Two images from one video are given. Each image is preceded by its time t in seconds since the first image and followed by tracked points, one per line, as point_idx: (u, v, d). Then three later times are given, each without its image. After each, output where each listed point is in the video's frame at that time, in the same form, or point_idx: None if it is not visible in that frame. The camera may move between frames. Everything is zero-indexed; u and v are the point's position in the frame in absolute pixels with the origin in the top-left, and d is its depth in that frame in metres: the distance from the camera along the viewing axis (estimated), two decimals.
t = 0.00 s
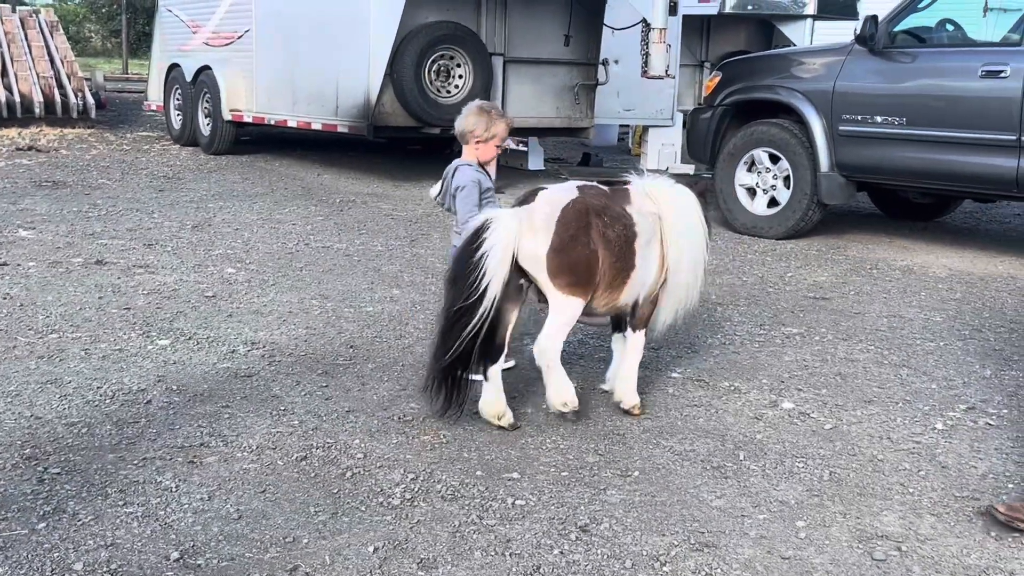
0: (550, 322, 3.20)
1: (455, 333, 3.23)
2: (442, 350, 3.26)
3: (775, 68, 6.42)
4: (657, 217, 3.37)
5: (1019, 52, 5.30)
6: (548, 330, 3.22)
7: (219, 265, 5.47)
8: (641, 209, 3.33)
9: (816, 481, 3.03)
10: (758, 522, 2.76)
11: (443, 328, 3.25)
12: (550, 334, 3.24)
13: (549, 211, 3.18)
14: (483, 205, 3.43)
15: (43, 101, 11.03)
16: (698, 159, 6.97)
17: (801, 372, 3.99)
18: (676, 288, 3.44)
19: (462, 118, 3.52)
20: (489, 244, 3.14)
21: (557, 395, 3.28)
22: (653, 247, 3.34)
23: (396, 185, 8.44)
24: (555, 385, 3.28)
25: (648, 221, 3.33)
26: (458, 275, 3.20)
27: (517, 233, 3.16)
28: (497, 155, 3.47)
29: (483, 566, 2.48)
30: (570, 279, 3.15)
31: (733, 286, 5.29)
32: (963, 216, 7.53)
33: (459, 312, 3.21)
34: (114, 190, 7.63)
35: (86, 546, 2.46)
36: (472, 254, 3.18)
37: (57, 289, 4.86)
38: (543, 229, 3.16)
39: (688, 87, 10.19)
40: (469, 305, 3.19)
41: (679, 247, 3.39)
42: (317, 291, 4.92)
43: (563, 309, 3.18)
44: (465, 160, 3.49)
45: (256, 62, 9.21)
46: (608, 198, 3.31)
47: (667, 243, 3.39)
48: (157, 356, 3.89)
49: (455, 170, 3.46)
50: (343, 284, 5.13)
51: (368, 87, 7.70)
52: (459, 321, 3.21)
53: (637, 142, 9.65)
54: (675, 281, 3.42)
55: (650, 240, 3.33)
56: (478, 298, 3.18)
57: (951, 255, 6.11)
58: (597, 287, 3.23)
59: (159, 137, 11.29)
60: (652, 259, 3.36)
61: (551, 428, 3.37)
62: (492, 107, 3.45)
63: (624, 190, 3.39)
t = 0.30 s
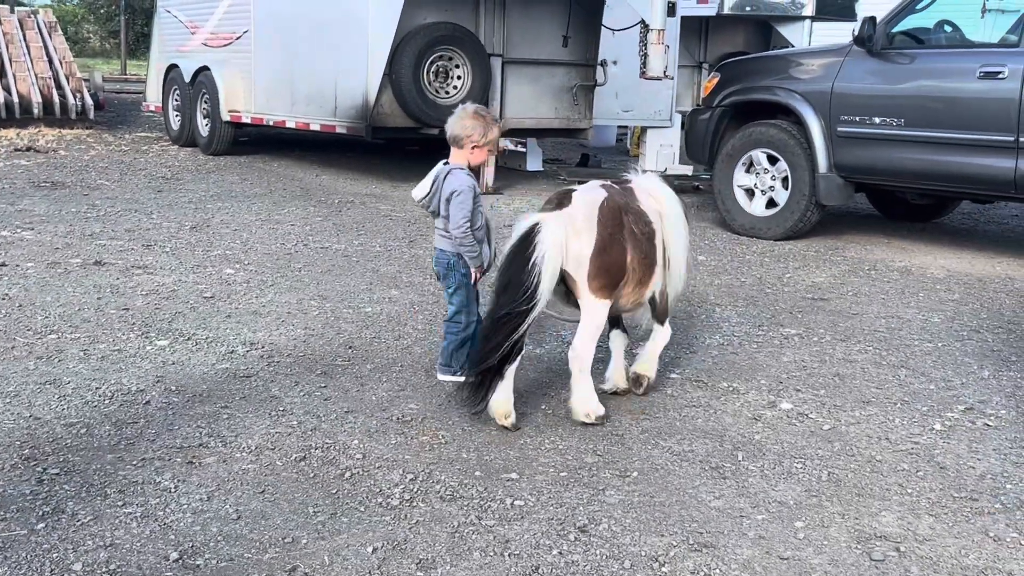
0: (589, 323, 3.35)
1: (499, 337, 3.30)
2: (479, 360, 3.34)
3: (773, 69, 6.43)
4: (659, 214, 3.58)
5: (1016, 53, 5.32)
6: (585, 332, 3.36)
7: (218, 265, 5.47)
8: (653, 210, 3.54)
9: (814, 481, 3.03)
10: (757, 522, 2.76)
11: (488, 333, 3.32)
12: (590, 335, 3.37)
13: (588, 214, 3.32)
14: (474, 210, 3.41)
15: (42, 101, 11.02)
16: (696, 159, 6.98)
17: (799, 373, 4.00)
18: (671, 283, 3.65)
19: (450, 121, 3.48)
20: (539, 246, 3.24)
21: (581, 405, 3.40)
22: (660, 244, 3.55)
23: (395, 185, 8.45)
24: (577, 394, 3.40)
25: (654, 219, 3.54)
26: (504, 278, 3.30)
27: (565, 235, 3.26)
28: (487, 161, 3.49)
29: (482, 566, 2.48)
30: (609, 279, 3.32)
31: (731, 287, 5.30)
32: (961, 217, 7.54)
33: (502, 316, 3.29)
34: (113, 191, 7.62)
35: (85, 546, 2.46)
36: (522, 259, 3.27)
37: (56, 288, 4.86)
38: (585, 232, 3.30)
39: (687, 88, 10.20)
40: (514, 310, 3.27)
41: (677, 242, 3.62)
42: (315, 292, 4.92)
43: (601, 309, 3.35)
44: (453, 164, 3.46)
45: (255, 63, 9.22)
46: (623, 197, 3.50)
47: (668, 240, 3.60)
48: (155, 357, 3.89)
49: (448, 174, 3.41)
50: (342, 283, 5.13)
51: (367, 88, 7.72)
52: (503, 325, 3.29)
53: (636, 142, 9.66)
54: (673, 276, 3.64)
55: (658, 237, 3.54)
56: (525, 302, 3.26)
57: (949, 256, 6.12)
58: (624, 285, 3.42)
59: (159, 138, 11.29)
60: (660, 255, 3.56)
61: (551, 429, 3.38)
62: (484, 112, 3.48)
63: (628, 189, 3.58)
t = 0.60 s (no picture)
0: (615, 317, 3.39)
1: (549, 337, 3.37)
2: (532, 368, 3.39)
3: (777, 69, 6.42)
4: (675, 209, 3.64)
5: (1019, 52, 5.31)
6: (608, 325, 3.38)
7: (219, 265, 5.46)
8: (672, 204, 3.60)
9: (817, 482, 3.02)
10: (760, 523, 2.76)
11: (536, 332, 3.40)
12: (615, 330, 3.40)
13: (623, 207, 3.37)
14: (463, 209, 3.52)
15: (46, 101, 11.03)
16: (700, 159, 6.98)
17: (802, 373, 3.99)
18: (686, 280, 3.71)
19: (435, 122, 3.56)
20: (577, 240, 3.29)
21: (587, 401, 3.41)
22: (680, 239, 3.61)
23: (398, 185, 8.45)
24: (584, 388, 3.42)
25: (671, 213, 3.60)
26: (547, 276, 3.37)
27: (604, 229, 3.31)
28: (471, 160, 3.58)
29: (484, 567, 2.48)
30: (636, 273, 3.38)
31: (735, 287, 5.29)
32: (965, 217, 7.53)
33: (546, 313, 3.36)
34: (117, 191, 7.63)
35: (88, 546, 2.47)
36: (563, 256, 3.33)
37: (58, 289, 4.86)
38: (622, 226, 3.35)
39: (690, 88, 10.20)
40: (561, 309, 3.34)
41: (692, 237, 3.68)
42: (318, 292, 4.93)
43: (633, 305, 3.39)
44: (439, 164, 3.55)
45: (258, 63, 9.22)
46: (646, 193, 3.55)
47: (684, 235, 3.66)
48: (157, 357, 3.89)
49: (435, 174, 3.51)
50: (345, 283, 5.13)
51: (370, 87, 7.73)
52: (551, 323, 3.36)
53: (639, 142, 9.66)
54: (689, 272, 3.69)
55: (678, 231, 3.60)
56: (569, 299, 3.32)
57: (952, 255, 6.12)
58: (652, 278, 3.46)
59: (162, 138, 11.30)
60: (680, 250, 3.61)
61: (554, 429, 3.38)
62: (469, 112, 3.55)
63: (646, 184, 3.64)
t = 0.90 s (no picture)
0: (638, 313, 3.40)
1: (581, 338, 3.38)
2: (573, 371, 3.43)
3: (784, 69, 6.41)
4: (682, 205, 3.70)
5: None
6: (628, 320, 3.37)
7: (226, 265, 5.48)
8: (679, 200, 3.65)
9: (824, 482, 3.02)
10: (767, 523, 2.76)
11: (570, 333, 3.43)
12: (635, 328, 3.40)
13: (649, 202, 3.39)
14: (442, 206, 3.55)
15: (53, 102, 11.07)
16: (707, 159, 6.96)
17: (809, 373, 3.99)
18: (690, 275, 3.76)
19: (416, 119, 3.57)
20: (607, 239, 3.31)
21: (601, 399, 3.39)
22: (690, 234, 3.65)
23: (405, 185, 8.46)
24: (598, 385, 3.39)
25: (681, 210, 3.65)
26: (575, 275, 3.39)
27: (631, 225, 3.32)
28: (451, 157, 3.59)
29: (491, 566, 2.48)
30: (658, 268, 3.41)
31: (742, 287, 5.28)
32: (972, 217, 7.50)
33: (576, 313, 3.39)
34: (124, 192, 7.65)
35: (96, 546, 2.48)
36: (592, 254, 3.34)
37: (66, 288, 4.87)
38: (648, 221, 3.37)
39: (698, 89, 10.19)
40: (591, 308, 3.35)
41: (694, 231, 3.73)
42: (326, 292, 4.94)
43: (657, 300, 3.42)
44: (421, 161, 3.56)
45: (265, 64, 9.24)
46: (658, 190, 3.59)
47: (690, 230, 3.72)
48: (165, 358, 3.91)
49: (417, 171, 3.51)
50: (351, 283, 5.14)
51: (376, 88, 7.74)
52: (582, 323, 3.38)
53: (646, 143, 9.65)
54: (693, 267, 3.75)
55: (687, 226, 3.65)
56: (598, 296, 3.35)
57: (960, 255, 6.10)
58: (670, 273, 3.50)
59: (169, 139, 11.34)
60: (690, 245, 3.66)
61: (562, 430, 3.37)
62: (448, 109, 3.56)
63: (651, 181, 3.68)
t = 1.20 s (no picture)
0: (653, 311, 3.40)
1: (600, 336, 3.34)
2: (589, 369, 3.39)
3: (792, 69, 6.39)
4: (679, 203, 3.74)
5: None
6: (645, 318, 3.35)
7: (234, 265, 5.49)
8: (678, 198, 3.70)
9: (832, 482, 3.02)
10: (774, 523, 2.76)
11: (586, 332, 3.39)
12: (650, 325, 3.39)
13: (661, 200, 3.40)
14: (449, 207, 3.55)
15: (62, 103, 11.11)
16: (714, 159, 6.96)
17: (817, 373, 3.98)
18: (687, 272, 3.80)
19: (411, 119, 3.56)
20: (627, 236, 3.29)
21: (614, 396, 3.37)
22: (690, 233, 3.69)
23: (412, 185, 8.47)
24: (612, 384, 3.37)
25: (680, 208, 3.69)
26: (594, 273, 3.35)
27: (648, 222, 3.32)
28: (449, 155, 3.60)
29: (498, 566, 2.48)
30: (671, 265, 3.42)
31: (749, 287, 5.27)
32: (980, 216, 7.48)
33: (593, 311, 3.35)
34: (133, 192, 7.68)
35: (105, 545, 2.49)
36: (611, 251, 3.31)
37: (74, 288, 4.89)
38: (662, 219, 3.40)
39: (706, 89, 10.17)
40: (611, 306, 3.32)
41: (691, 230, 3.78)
42: (333, 292, 4.95)
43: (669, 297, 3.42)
44: (421, 162, 3.55)
45: (273, 64, 9.26)
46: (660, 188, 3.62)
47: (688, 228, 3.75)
48: (173, 357, 3.92)
49: (423, 173, 3.50)
50: (359, 283, 5.14)
51: (384, 88, 7.75)
52: (598, 323, 3.35)
53: (653, 143, 9.65)
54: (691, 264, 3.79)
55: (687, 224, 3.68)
56: (619, 294, 3.32)
57: (968, 255, 6.07)
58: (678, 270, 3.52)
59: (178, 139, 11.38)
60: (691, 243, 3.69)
61: (569, 429, 3.37)
62: (443, 107, 3.58)
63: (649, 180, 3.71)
